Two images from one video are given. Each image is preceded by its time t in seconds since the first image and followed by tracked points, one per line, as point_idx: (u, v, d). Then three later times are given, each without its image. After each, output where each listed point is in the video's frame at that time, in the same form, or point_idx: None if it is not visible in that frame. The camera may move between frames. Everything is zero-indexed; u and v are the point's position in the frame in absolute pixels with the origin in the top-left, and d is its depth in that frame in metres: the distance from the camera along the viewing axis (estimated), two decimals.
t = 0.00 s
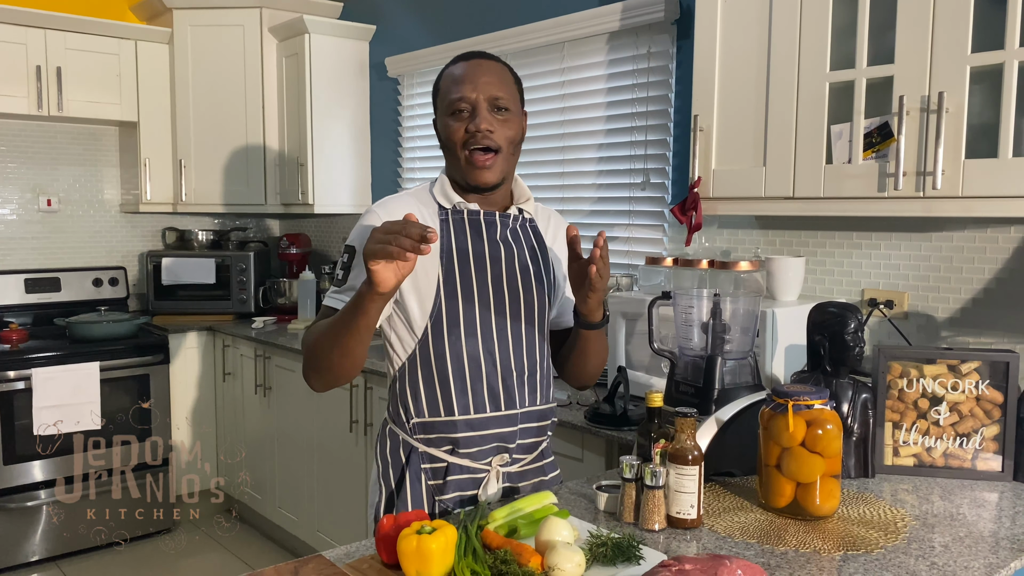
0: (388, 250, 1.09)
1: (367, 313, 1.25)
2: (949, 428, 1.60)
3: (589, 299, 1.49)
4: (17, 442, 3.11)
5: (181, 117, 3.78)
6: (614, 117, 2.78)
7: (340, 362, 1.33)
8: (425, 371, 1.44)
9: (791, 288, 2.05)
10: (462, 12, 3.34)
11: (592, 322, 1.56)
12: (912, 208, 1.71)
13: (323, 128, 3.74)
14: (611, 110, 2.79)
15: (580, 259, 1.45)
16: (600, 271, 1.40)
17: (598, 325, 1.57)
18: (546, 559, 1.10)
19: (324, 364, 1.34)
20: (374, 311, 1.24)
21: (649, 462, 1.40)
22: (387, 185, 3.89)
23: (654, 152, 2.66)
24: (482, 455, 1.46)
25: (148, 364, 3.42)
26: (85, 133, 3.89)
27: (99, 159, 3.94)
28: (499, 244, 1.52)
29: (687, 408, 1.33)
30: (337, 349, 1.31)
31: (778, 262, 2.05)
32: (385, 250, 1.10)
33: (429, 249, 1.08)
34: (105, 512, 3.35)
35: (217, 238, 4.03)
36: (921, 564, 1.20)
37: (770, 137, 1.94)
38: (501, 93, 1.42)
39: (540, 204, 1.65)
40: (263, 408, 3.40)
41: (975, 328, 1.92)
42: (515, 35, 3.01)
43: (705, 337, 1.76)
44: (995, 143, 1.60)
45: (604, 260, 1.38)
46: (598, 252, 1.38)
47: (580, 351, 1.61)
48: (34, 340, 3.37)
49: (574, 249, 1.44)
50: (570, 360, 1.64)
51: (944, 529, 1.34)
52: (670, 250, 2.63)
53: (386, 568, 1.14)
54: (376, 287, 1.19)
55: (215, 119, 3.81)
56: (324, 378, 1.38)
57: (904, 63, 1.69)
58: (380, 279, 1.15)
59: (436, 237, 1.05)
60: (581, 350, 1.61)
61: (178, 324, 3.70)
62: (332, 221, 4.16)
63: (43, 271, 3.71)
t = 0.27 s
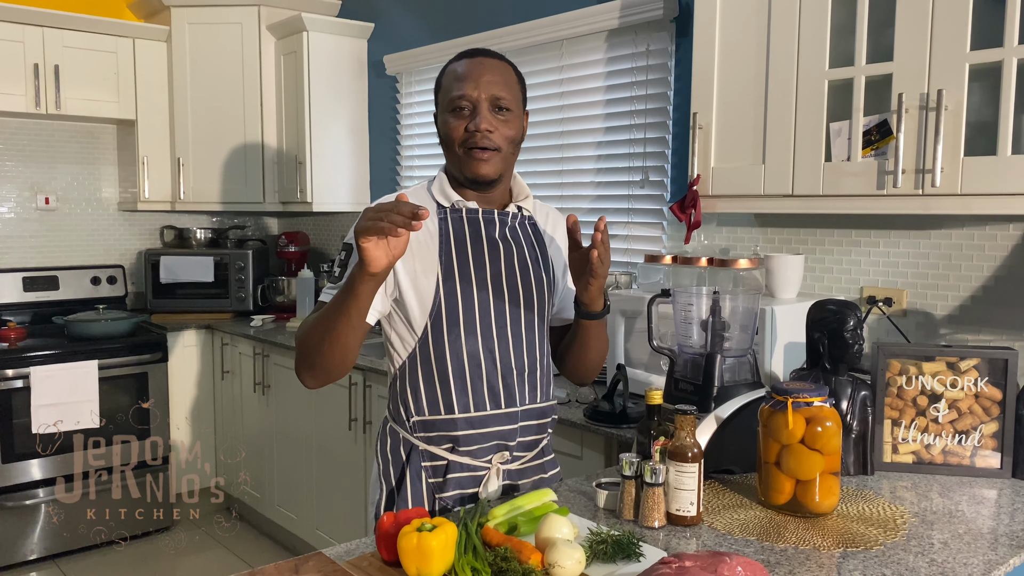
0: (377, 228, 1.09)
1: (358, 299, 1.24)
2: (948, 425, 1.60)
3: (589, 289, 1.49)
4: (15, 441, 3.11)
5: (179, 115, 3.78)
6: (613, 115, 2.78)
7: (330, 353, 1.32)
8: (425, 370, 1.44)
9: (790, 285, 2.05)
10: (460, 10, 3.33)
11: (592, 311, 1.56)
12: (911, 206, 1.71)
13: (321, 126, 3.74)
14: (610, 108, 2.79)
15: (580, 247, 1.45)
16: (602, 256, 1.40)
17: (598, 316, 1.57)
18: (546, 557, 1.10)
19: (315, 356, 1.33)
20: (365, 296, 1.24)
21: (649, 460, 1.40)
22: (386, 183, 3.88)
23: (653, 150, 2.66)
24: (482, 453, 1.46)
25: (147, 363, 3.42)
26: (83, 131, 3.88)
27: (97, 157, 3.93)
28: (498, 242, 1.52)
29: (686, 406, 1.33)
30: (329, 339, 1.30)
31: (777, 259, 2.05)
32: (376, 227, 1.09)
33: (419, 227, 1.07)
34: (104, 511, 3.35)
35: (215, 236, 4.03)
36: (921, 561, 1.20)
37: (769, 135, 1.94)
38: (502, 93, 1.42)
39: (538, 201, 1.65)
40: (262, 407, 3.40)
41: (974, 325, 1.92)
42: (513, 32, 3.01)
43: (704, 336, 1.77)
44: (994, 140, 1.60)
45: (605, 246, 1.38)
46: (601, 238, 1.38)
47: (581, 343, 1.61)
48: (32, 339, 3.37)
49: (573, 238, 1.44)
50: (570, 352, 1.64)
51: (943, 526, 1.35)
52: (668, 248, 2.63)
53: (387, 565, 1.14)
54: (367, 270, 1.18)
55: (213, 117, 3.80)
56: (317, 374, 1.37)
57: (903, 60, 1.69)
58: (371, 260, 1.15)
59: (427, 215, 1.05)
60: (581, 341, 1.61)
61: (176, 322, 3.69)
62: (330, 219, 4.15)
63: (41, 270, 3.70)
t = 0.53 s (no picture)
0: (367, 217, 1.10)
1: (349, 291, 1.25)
2: (948, 422, 1.61)
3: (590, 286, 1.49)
4: (14, 439, 3.10)
5: (177, 113, 3.78)
6: (612, 113, 2.78)
7: (319, 347, 1.32)
8: (422, 368, 1.44)
9: (789, 283, 2.05)
10: (459, 8, 3.33)
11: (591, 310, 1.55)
12: (910, 204, 1.71)
13: (320, 124, 3.74)
14: (609, 106, 2.79)
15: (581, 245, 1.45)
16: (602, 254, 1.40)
17: (597, 315, 1.56)
18: (546, 554, 1.10)
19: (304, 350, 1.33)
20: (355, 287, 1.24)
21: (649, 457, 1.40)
22: (385, 181, 3.88)
23: (652, 148, 2.66)
24: (480, 451, 1.46)
25: (146, 361, 3.42)
26: (82, 130, 3.88)
27: (95, 155, 3.93)
28: (495, 240, 1.52)
29: (686, 404, 1.33)
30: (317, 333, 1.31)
31: (776, 258, 2.05)
32: (369, 215, 1.10)
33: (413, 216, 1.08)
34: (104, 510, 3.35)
35: (214, 234, 4.02)
36: (921, 559, 1.20)
37: (769, 133, 1.94)
38: (502, 92, 1.42)
39: (537, 198, 1.65)
40: (261, 405, 3.40)
41: (973, 322, 1.92)
42: (512, 31, 3.01)
43: (704, 334, 1.75)
44: (994, 138, 1.60)
45: (607, 246, 1.38)
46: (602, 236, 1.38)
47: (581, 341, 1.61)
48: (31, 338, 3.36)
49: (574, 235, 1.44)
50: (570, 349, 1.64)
51: (942, 523, 1.35)
52: (668, 246, 2.63)
53: (387, 563, 1.14)
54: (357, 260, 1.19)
55: (212, 115, 3.80)
56: (305, 368, 1.36)
57: (902, 58, 1.69)
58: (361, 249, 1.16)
59: (421, 205, 1.06)
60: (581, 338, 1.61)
61: (175, 321, 3.69)
62: (329, 217, 4.15)
63: (40, 268, 3.69)
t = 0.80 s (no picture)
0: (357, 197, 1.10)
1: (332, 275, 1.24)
2: (947, 420, 1.61)
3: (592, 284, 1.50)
4: (13, 438, 3.10)
5: (176, 112, 3.77)
6: (611, 111, 2.78)
7: (296, 330, 1.29)
8: (419, 366, 1.45)
9: (788, 282, 2.05)
10: (458, 7, 3.33)
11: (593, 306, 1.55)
12: (909, 201, 1.71)
13: (319, 123, 3.73)
14: (609, 103, 2.79)
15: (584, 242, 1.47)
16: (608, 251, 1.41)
17: (598, 309, 1.56)
18: (546, 552, 1.10)
19: (279, 332, 1.31)
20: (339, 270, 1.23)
21: (648, 455, 1.40)
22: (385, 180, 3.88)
23: (652, 146, 2.66)
24: (477, 448, 1.46)
25: (145, 360, 3.42)
26: (80, 128, 3.87)
27: (94, 154, 3.92)
28: (492, 237, 1.52)
29: (686, 402, 1.33)
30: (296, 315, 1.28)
31: (775, 255, 2.05)
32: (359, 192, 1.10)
33: (403, 199, 1.09)
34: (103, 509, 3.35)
35: (213, 233, 4.02)
36: (920, 556, 1.20)
37: (768, 131, 1.93)
38: (503, 92, 1.42)
39: (536, 195, 1.65)
40: (261, 403, 3.40)
41: (972, 320, 1.92)
42: (511, 29, 3.00)
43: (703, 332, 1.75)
44: (994, 136, 1.60)
45: (613, 241, 1.40)
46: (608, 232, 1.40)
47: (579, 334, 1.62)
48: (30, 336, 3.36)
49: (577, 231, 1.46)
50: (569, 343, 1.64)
51: (942, 521, 1.35)
52: (667, 244, 2.63)
53: (386, 561, 1.14)
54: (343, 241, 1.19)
55: (211, 114, 3.79)
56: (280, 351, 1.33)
57: (902, 56, 1.69)
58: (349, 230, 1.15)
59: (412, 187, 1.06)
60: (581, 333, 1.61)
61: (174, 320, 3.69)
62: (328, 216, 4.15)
63: (39, 267, 3.69)
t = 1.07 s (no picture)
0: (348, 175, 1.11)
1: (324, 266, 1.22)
2: (945, 418, 1.61)
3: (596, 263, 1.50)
4: (12, 438, 3.10)
5: (175, 111, 3.77)
6: (611, 109, 2.77)
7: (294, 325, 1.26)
8: (417, 367, 1.45)
9: (787, 280, 2.05)
10: (456, 5, 3.32)
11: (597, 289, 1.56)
12: (908, 199, 1.71)
13: (318, 121, 3.73)
14: (607, 102, 2.79)
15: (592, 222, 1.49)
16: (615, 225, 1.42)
17: (604, 292, 1.56)
18: (543, 551, 1.10)
19: (270, 323, 1.28)
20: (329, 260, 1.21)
21: (646, 453, 1.40)
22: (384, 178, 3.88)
23: (650, 144, 2.66)
24: (476, 448, 1.46)
25: (144, 359, 3.42)
26: (79, 127, 3.87)
27: (93, 153, 3.92)
28: (489, 236, 1.51)
29: (684, 401, 1.32)
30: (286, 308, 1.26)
31: (774, 254, 2.05)
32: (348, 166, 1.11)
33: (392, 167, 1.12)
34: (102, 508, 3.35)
35: (212, 232, 4.02)
36: (918, 555, 1.20)
37: (767, 129, 1.93)
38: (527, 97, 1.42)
39: (530, 192, 1.64)
40: (260, 402, 3.40)
41: (971, 319, 1.92)
42: (509, 27, 3.00)
43: (702, 330, 1.75)
44: (992, 133, 1.60)
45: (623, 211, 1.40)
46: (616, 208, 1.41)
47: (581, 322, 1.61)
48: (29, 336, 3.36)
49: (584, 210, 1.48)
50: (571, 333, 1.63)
51: (940, 519, 1.35)
52: (666, 243, 2.63)
53: (384, 560, 1.14)
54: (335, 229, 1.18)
55: (209, 113, 3.79)
56: (279, 351, 1.29)
57: (900, 54, 1.69)
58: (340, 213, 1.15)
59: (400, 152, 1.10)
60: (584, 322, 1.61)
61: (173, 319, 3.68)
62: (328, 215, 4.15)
63: (37, 266, 3.69)
